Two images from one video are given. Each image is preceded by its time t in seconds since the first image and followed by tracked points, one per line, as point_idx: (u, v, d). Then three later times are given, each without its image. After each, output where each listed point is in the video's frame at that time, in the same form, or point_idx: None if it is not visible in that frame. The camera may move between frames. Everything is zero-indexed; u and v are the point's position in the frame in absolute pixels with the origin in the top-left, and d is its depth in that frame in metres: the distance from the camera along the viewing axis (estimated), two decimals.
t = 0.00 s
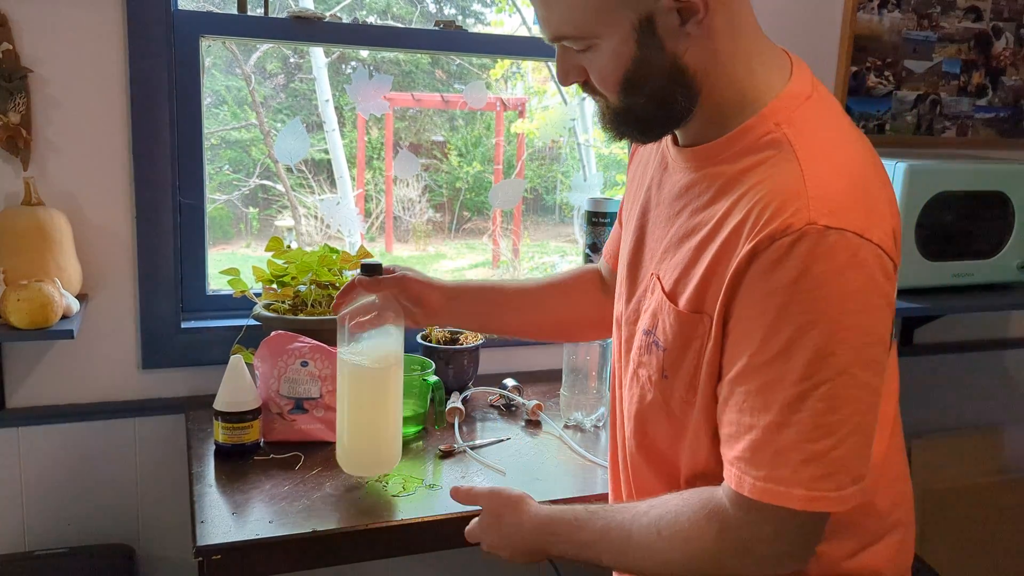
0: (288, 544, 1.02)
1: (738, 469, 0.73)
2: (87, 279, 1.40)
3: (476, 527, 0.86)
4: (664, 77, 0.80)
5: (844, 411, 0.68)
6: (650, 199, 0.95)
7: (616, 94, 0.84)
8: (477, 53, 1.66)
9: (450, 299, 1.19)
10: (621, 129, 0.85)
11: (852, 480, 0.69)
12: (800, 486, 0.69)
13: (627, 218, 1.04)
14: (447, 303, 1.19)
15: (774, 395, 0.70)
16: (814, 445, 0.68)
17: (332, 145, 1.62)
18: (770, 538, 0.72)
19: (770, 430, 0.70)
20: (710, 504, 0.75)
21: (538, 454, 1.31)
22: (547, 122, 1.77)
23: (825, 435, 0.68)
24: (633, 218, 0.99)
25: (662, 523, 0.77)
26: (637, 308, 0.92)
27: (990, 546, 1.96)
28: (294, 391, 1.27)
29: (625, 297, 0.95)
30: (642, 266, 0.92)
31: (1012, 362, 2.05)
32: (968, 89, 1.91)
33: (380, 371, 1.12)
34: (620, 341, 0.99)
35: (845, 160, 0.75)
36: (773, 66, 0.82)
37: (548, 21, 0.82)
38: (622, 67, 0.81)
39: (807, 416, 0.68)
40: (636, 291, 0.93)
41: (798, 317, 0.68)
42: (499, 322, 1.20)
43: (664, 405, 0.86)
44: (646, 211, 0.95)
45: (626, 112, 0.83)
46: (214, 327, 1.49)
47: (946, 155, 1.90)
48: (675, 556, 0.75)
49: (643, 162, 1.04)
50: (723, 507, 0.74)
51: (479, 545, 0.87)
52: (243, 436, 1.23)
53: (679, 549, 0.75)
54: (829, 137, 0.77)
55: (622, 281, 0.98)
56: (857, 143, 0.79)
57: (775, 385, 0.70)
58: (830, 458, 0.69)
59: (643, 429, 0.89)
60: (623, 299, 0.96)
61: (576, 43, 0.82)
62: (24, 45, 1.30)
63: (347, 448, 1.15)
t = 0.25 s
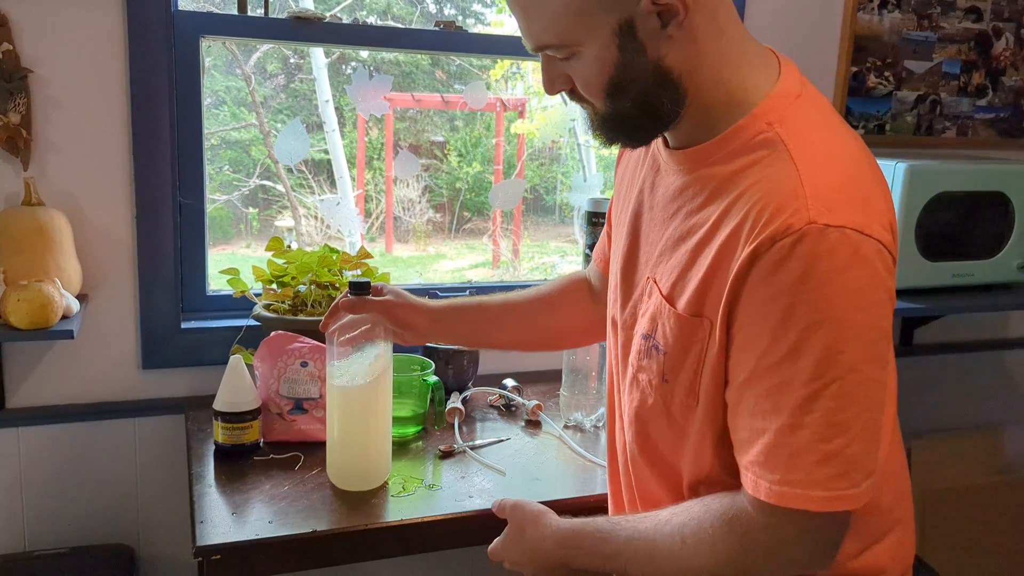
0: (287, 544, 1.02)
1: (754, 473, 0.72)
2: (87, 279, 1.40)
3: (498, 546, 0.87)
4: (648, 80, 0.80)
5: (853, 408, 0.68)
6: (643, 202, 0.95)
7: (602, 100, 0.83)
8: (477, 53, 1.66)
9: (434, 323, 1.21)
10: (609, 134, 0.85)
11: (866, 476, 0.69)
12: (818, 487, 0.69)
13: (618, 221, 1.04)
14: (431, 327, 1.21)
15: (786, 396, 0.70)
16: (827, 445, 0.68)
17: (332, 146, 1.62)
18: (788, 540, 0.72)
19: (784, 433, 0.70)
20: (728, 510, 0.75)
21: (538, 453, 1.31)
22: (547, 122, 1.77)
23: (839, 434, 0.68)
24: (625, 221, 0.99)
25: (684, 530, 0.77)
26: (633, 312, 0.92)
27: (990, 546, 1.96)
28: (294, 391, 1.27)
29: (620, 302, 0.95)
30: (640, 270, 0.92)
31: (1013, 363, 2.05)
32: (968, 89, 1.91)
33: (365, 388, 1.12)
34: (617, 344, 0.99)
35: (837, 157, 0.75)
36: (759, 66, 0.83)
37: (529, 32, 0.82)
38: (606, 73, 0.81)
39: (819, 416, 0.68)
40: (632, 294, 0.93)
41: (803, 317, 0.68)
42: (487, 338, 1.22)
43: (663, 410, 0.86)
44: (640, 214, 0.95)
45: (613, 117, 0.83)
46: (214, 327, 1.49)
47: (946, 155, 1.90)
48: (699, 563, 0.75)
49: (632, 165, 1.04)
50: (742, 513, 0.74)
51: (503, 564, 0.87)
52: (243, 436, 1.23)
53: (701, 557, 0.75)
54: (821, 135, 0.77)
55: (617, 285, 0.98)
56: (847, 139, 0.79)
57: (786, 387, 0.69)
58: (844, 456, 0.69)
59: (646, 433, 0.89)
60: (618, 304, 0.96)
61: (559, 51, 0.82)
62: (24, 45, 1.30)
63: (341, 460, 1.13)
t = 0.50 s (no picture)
0: (287, 545, 1.02)
1: (752, 481, 0.72)
2: (87, 279, 1.40)
3: (497, 548, 0.87)
4: (646, 81, 0.80)
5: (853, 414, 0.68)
6: (643, 204, 0.95)
7: (600, 101, 0.84)
8: (477, 53, 1.66)
9: (439, 324, 1.21)
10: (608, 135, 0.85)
11: (867, 483, 0.69)
12: (818, 495, 0.69)
13: (618, 222, 1.04)
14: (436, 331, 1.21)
15: (786, 402, 0.70)
16: (827, 452, 0.68)
17: (332, 146, 1.62)
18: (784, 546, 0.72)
19: (784, 440, 0.70)
20: (728, 518, 0.75)
21: (539, 454, 1.31)
22: (547, 122, 1.77)
23: (839, 441, 0.68)
24: (625, 223, 0.99)
25: (683, 537, 0.76)
26: (632, 315, 0.92)
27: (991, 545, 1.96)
28: (294, 391, 1.27)
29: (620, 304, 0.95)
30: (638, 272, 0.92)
31: (1013, 363, 2.05)
32: (968, 89, 1.91)
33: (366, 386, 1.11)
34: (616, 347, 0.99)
35: (838, 160, 0.75)
36: (760, 66, 0.83)
37: (526, 34, 0.82)
38: (604, 74, 0.81)
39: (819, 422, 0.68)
40: (631, 296, 0.93)
41: (803, 322, 0.68)
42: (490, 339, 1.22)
43: (662, 414, 0.86)
44: (640, 216, 0.95)
45: (612, 118, 0.84)
46: (214, 327, 1.49)
47: (946, 155, 1.90)
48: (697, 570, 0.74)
49: (633, 166, 1.04)
50: (742, 521, 0.73)
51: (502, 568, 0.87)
52: (243, 436, 1.23)
53: (698, 565, 0.75)
54: (822, 137, 0.77)
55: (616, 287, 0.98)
56: (848, 142, 0.79)
57: (787, 393, 0.69)
58: (845, 463, 0.68)
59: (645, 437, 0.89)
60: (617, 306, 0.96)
61: (556, 54, 0.82)
62: (24, 45, 1.30)
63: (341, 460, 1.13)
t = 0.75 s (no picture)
0: (287, 545, 1.02)
1: (744, 487, 0.72)
2: (87, 279, 1.40)
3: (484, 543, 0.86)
4: (646, 81, 0.80)
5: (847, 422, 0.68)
6: (645, 204, 0.95)
7: (601, 99, 0.84)
8: (477, 53, 1.66)
9: (450, 295, 1.22)
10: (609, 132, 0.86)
11: (860, 492, 0.69)
12: (810, 504, 0.69)
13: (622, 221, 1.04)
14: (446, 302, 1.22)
15: (779, 408, 0.70)
16: (820, 459, 0.68)
17: (332, 146, 1.63)
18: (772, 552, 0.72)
19: (776, 446, 0.70)
20: (721, 521, 0.75)
21: (538, 453, 1.31)
22: (547, 122, 1.77)
23: (831, 450, 0.68)
24: (627, 222, 1.00)
25: (675, 538, 0.76)
26: (631, 315, 0.92)
27: (991, 545, 1.96)
28: (294, 391, 1.27)
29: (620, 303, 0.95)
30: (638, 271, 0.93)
31: (1012, 363, 2.05)
32: (968, 89, 1.91)
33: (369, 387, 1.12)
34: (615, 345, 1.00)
35: (838, 163, 0.75)
36: (766, 67, 0.82)
37: (528, 31, 0.83)
38: (604, 72, 0.81)
39: (813, 428, 0.68)
40: (630, 295, 0.93)
41: (799, 327, 0.68)
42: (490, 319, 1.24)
43: (658, 415, 0.86)
44: (642, 215, 0.95)
45: (613, 116, 0.84)
46: (214, 327, 1.49)
47: (946, 155, 1.90)
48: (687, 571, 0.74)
49: (638, 165, 1.04)
50: (735, 525, 0.73)
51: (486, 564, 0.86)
52: (243, 436, 1.23)
53: (688, 565, 0.74)
54: (823, 140, 0.77)
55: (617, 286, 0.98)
56: (850, 145, 0.79)
57: (780, 399, 0.69)
58: (839, 470, 0.69)
59: (641, 437, 0.89)
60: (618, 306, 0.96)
61: (557, 50, 0.83)
62: (24, 45, 1.30)
63: (339, 462, 1.13)
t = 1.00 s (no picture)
0: (288, 545, 1.02)
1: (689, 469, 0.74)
2: (87, 279, 1.40)
3: (405, 403, 0.80)
4: (654, 83, 0.80)
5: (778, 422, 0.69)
6: (650, 197, 0.96)
7: (608, 100, 0.83)
8: (477, 53, 1.66)
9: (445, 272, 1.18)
10: (616, 131, 0.86)
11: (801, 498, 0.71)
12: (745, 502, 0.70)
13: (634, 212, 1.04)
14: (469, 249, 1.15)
15: (717, 399, 0.70)
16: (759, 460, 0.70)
17: (332, 146, 1.62)
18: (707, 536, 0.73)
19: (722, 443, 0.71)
20: (639, 470, 0.76)
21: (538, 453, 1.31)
22: (547, 122, 1.77)
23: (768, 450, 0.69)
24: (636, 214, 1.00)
25: (594, 471, 0.78)
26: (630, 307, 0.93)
27: (990, 546, 1.96)
28: (294, 391, 1.27)
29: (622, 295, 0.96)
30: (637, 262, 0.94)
31: (1012, 363, 2.05)
32: (968, 89, 1.91)
33: (370, 388, 1.11)
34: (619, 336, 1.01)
35: (834, 170, 0.74)
36: (777, 68, 0.82)
37: (537, 28, 0.82)
38: (612, 73, 0.81)
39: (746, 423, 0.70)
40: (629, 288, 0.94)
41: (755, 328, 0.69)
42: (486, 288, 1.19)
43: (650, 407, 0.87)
44: (647, 208, 0.96)
45: (620, 117, 0.83)
46: (214, 327, 1.49)
47: (946, 155, 1.90)
48: (595, 506, 0.76)
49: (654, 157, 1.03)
50: (650, 482, 0.74)
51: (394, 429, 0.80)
52: (243, 436, 1.23)
53: (595, 499, 0.77)
54: (823, 145, 0.77)
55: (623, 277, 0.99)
56: (855, 151, 0.78)
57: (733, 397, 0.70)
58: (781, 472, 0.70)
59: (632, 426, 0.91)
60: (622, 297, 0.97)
61: (564, 49, 0.82)
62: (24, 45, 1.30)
63: (338, 465, 1.14)
